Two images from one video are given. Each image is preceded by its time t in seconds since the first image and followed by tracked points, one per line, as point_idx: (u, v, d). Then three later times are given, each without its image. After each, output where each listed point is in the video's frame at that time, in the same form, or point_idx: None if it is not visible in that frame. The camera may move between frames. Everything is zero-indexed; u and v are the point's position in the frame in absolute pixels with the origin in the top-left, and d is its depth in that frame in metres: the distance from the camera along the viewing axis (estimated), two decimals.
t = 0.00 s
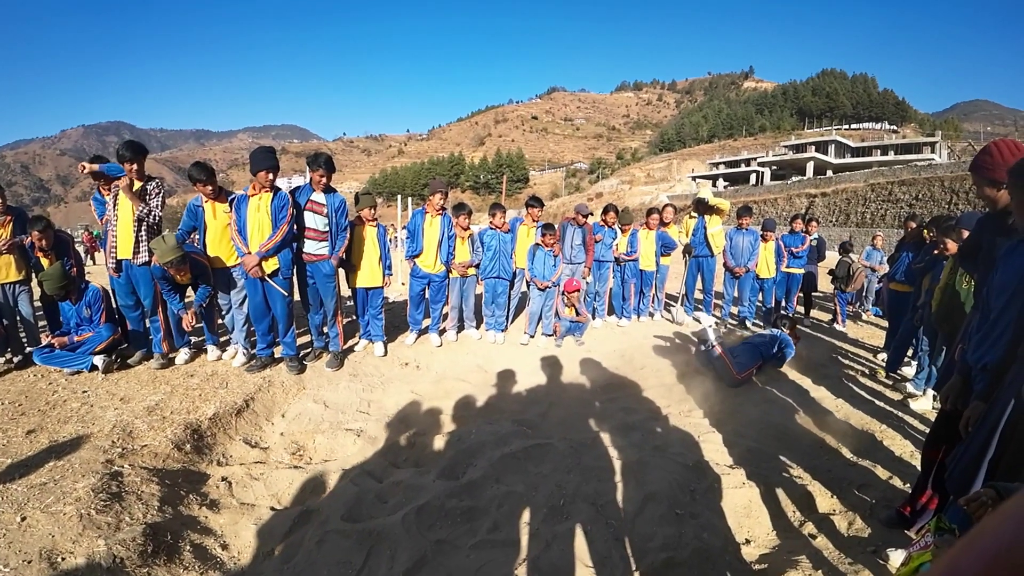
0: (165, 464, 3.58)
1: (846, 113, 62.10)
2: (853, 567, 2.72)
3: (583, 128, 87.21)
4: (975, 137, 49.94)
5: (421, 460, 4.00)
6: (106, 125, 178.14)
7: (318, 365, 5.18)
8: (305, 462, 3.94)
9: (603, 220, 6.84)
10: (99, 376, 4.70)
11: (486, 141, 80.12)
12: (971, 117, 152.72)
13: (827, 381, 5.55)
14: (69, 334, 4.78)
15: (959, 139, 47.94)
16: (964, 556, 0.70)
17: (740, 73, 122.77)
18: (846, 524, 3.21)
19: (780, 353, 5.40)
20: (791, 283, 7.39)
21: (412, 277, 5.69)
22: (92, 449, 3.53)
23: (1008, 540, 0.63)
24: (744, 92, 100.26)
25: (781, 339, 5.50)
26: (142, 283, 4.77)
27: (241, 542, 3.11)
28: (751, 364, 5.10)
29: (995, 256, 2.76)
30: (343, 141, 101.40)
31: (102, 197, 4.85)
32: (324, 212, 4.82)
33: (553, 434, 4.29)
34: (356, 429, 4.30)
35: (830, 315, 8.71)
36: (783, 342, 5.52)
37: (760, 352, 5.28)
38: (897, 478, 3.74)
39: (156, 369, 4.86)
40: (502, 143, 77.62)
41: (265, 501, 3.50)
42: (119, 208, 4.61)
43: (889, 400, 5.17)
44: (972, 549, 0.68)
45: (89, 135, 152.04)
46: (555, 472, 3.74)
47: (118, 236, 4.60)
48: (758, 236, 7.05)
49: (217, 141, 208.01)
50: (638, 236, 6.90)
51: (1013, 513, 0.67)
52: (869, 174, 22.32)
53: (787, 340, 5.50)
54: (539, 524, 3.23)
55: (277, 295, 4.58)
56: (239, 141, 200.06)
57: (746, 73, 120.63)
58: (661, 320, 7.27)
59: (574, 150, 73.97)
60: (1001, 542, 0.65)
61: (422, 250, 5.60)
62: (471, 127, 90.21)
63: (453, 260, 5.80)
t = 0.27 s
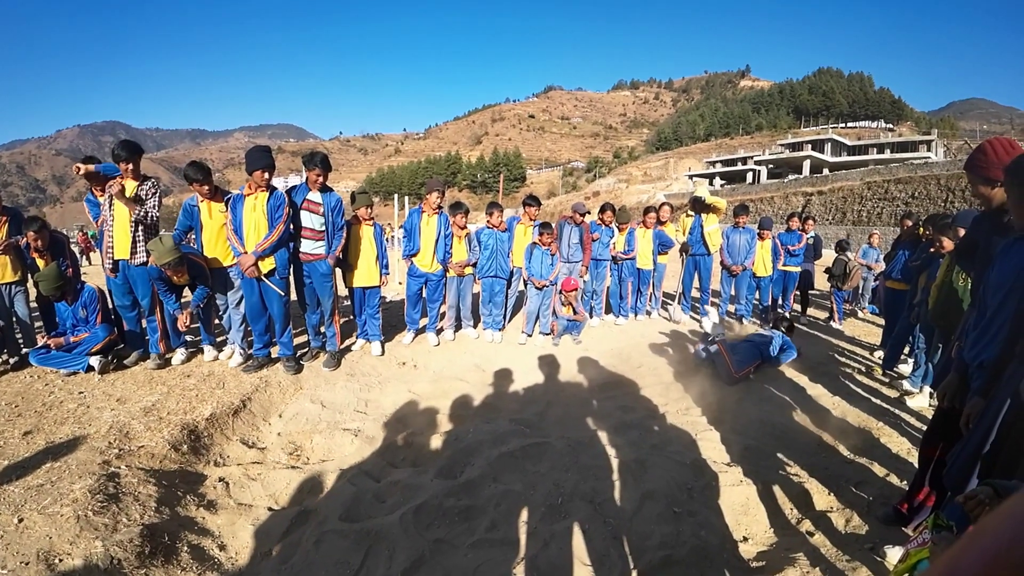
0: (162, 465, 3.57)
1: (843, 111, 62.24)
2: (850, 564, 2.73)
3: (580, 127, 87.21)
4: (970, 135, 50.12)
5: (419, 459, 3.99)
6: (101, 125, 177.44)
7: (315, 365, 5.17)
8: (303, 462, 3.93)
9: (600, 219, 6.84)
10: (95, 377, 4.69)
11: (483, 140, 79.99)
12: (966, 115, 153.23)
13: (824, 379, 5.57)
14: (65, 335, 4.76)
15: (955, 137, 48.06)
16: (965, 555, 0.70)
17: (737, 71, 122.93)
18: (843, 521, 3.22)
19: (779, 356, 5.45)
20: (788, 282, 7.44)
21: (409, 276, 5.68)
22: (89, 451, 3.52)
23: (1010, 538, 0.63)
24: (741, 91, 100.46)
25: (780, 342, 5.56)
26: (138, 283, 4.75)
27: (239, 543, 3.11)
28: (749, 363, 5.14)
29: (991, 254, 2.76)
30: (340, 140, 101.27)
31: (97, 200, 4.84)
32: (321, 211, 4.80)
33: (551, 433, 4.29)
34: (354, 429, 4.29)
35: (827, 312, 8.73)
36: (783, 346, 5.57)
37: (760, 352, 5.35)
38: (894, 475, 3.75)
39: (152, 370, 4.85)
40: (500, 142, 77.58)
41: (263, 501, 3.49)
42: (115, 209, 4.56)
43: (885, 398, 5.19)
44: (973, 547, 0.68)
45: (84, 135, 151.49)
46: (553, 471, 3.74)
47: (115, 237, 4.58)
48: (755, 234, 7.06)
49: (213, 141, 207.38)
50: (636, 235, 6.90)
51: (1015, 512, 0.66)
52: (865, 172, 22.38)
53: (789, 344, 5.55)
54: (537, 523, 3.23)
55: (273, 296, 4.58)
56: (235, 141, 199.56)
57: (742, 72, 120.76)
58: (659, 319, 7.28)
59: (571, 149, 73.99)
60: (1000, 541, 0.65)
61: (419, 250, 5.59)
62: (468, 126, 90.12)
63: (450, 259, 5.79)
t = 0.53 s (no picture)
0: (165, 464, 3.58)
1: (845, 113, 62.14)
2: (853, 567, 2.72)
3: (582, 128, 87.20)
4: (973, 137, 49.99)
5: (420, 460, 3.99)
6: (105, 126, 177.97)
7: (317, 365, 5.17)
8: (305, 462, 3.93)
9: (602, 220, 6.84)
10: (98, 377, 4.70)
11: (485, 141, 80.04)
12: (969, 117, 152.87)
13: (826, 380, 5.56)
14: (68, 334, 4.77)
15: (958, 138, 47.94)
16: (965, 556, 0.70)
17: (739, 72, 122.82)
18: (845, 523, 3.21)
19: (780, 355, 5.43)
20: (790, 283, 7.46)
21: (411, 277, 5.68)
22: (91, 450, 3.53)
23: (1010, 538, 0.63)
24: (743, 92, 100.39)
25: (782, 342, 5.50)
26: (140, 283, 4.76)
27: (240, 542, 3.11)
28: (749, 363, 5.11)
29: (994, 255, 2.76)
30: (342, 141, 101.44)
31: (101, 198, 4.84)
32: (324, 212, 4.81)
33: (553, 434, 4.29)
34: (356, 429, 4.30)
35: (829, 314, 8.72)
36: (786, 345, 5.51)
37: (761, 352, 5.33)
38: (896, 478, 3.74)
39: (155, 370, 4.86)
40: (502, 143, 77.61)
41: (265, 501, 3.50)
42: (117, 208, 4.59)
43: (887, 400, 5.18)
44: (973, 549, 0.68)
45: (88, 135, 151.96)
46: (554, 472, 3.74)
47: (117, 237, 4.59)
48: (758, 235, 7.04)
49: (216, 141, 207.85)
50: (637, 236, 6.90)
51: (1014, 513, 0.66)
52: (868, 174, 22.34)
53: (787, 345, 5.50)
54: (538, 524, 3.23)
55: (276, 296, 4.58)
56: (238, 141, 199.99)
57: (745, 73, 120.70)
58: (661, 320, 7.27)
59: (573, 150, 73.97)
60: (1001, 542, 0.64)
61: (421, 250, 5.60)
62: (470, 127, 90.20)
63: (453, 260, 5.79)
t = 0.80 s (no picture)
0: (168, 463, 3.59)
1: (850, 114, 61.97)
2: (856, 570, 2.71)
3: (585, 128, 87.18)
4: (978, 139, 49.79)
5: (423, 460, 4.00)
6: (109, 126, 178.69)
7: (320, 365, 5.18)
8: (308, 461, 3.94)
9: (606, 221, 6.83)
10: (102, 376, 4.71)
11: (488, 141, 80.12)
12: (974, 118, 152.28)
13: (829, 383, 5.55)
14: (72, 333, 4.80)
15: (962, 139, 47.75)
16: (966, 556, 0.70)
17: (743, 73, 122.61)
18: (849, 526, 3.20)
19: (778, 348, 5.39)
20: (794, 285, 7.46)
21: (415, 277, 5.69)
22: (95, 449, 3.54)
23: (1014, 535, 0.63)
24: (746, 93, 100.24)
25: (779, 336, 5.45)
26: (143, 283, 4.77)
27: (243, 542, 3.12)
28: (753, 364, 5.07)
29: (998, 258, 2.75)
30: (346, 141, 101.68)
31: (107, 196, 4.85)
32: (328, 212, 4.83)
33: (555, 435, 4.29)
34: (358, 429, 4.31)
35: (833, 316, 8.70)
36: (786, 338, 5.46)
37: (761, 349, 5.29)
38: (900, 480, 3.73)
39: (158, 369, 4.87)
40: (505, 143, 77.65)
41: (267, 500, 3.51)
42: (122, 208, 4.63)
43: (891, 402, 5.16)
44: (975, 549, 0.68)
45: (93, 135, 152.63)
46: (557, 473, 3.74)
47: (122, 237, 4.61)
48: (761, 237, 7.03)
49: (220, 142, 208.50)
50: (641, 237, 6.89)
51: (1015, 515, 0.67)
52: (872, 175, 22.28)
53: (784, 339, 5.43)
54: (540, 524, 3.24)
55: (280, 296, 4.59)
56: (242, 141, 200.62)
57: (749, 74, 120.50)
58: (664, 322, 7.27)
59: (576, 150, 73.93)
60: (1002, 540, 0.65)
61: (424, 251, 5.60)
62: (473, 127, 90.28)
63: (456, 260, 5.80)
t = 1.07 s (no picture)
0: (173, 461, 3.61)
1: (856, 114, 61.65)
2: (860, 572, 2.70)
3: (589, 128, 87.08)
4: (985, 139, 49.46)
5: (427, 459, 4.01)
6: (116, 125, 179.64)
7: (325, 364, 5.20)
8: (312, 460, 3.96)
9: (610, 220, 6.82)
10: (108, 374, 4.75)
11: (492, 141, 80.15)
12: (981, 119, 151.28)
13: (834, 384, 5.52)
14: (78, 331, 4.84)
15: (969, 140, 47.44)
16: (966, 557, 0.71)
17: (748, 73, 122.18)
18: (853, 528, 3.19)
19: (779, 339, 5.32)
20: (800, 286, 7.48)
21: (419, 277, 5.71)
22: (101, 446, 3.57)
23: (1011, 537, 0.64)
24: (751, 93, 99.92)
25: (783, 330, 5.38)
26: (149, 282, 4.76)
27: (247, 539, 3.13)
28: (756, 363, 5.00)
29: (1004, 258, 2.73)
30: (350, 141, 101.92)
31: (114, 195, 4.91)
32: (333, 212, 4.84)
33: (559, 435, 4.29)
34: (363, 428, 4.32)
35: (838, 317, 8.66)
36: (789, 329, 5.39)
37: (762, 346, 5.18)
38: (904, 482, 3.71)
39: (164, 367, 4.91)
40: (509, 143, 77.67)
41: (272, 498, 3.52)
42: (128, 206, 4.65)
43: (896, 404, 5.14)
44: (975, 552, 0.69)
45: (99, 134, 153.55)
46: (560, 473, 3.74)
47: (128, 236, 4.63)
48: (766, 237, 7.00)
49: (225, 141, 209.30)
50: (645, 237, 6.87)
51: (1015, 516, 0.67)
52: (878, 175, 22.17)
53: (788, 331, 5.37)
54: (544, 524, 3.24)
55: (285, 295, 4.61)
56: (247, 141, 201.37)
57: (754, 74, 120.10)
58: (668, 322, 7.26)
59: (581, 150, 73.85)
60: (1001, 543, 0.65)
61: (429, 251, 5.61)
62: (477, 127, 90.32)
63: (460, 260, 5.82)
